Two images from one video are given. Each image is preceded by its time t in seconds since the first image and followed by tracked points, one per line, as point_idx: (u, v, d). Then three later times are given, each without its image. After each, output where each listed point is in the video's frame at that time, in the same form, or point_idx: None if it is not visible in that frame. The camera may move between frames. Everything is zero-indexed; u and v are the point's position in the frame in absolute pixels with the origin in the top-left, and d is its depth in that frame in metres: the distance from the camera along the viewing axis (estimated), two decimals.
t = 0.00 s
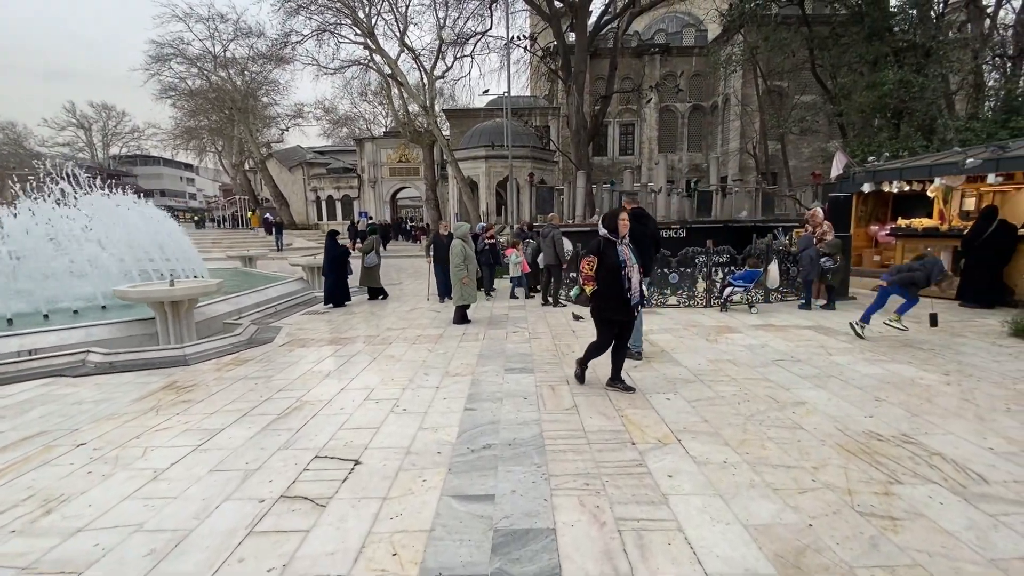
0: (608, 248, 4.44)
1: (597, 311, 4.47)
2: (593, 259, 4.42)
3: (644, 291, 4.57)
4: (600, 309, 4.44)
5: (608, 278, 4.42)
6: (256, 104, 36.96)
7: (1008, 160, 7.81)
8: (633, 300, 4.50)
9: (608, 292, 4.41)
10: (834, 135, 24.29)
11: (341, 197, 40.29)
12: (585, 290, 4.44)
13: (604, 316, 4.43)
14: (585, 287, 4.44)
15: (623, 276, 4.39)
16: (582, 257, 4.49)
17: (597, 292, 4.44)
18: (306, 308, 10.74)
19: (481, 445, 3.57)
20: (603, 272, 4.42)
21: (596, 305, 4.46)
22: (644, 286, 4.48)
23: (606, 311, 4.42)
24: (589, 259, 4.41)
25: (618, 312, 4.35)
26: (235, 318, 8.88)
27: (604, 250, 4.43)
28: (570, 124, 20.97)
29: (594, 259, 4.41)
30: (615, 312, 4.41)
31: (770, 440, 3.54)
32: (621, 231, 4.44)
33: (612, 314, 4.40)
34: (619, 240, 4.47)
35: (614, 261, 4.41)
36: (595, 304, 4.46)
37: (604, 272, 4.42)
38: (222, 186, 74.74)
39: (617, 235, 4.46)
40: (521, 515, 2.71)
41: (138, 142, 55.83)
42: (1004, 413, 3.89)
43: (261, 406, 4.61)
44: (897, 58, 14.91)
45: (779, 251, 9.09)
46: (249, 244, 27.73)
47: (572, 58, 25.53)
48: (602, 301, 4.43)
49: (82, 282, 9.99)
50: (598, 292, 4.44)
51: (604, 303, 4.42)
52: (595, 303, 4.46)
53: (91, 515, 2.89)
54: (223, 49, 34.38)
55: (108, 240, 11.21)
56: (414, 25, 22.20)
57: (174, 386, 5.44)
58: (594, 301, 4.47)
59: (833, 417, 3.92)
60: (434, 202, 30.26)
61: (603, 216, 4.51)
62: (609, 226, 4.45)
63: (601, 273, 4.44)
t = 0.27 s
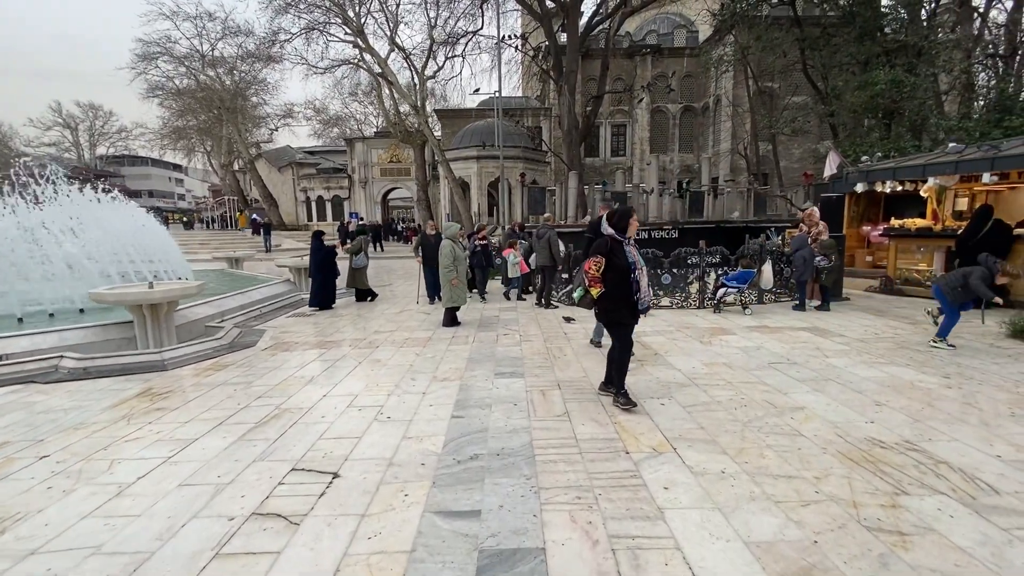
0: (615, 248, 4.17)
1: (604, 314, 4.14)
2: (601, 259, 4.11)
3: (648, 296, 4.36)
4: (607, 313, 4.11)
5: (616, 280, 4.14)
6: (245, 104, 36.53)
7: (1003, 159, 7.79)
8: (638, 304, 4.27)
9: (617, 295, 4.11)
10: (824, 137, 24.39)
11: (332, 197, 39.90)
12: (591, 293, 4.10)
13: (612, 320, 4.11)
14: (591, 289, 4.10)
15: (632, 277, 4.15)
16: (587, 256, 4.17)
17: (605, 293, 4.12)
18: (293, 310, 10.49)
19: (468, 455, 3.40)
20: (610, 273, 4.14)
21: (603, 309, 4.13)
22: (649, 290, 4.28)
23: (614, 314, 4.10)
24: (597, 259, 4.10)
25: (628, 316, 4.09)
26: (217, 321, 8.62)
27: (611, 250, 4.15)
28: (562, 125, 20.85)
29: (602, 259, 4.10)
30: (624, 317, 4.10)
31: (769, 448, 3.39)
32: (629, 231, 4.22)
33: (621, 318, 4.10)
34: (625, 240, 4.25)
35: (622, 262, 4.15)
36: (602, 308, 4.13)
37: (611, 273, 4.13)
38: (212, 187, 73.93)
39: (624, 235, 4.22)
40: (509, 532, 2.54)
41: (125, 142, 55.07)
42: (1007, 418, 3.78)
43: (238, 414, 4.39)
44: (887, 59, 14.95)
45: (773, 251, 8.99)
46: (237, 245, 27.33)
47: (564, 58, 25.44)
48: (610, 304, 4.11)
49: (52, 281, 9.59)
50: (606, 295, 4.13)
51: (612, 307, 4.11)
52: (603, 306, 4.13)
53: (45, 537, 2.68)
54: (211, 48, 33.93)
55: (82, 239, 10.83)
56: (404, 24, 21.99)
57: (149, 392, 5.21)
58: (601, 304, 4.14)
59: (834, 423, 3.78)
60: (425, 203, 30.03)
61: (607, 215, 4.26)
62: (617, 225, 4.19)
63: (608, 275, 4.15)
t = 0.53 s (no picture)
0: (629, 254, 3.94)
1: (621, 325, 3.86)
2: (618, 266, 3.83)
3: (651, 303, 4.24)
4: (625, 324, 3.85)
5: (630, 287, 3.90)
6: (234, 104, 36.07)
7: (1000, 161, 7.84)
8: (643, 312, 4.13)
9: (633, 304, 3.89)
10: (815, 139, 24.49)
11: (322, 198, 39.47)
12: (610, 303, 3.78)
13: (630, 331, 3.87)
14: (610, 298, 3.78)
15: (645, 285, 3.97)
16: (603, 263, 3.84)
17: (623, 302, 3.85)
18: (279, 314, 10.23)
19: (457, 473, 3.21)
20: (625, 280, 3.88)
21: (620, 319, 3.86)
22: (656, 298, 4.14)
23: (632, 324, 3.86)
24: (616, 265, 3.80)
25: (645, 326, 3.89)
26: (201, 326, 8.35)
27: (627, 256, 3.90)
28: (554, 126, 20.71)
29: (621, 266, 3.82)
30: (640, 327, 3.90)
31: (772, 464, 3.24)
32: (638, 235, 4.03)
33: (638, 329, 3.89)
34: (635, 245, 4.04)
35: (636, 268, 3.94)
36: (620, 318, 3.86)
37: (627, 280, 3.88)
38: (201, 188, 73.08)
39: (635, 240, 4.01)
40: (500, 561, 2.35)
41: (112, 142, 54.26)
42: (1014, 429, 3.67)
43: (215, 428, 4.17)
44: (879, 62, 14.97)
45: (769, 254, 8.89)
46: (225, 247, 26.89)
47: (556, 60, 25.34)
48: (627, 313, 3.86)
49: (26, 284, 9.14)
50: (625, 304, 3.85)
51: (629, 317, 3.87)
52: (621, 317, 3.85)
53: None
54: (199, 47, 33.47)
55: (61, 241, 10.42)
56: (395, 24, 21.76)
57: (124, 403, 4.96)
58: (619, 314, 3.85)
59: (837, 435, 3.64)
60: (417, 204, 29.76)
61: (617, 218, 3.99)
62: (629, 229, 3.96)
63: (624, 282, 3.88)
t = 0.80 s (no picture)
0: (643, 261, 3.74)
1: (640, 337, 3.62)
2: (638, 274, 3.59)
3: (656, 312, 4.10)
4: (644, 335, 3.63)
5: (645, 296, 3.70)
6: (221, 105, 35.58)
7: (991, 165, 7.86)
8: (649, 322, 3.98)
9: (649, 313, 3.69)
10: (803, 144, 24.69)
11: (311, 201, 39.00)
12: (632, 314, 3.52)
13: (648, 343, 3.66)
14: (632, 309, 3.51)
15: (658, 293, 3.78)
16: (621, 271, 3.58)
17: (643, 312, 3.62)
18: (263, 320, 9.97)
19: (444, 492, 3.03)
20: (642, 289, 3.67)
21: (639, 331, 3.62)
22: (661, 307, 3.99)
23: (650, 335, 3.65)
24: (636, 273, 3.56)
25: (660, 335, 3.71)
26: (181, 333, 8.08)
27: (642, 263, 3.68)
28: (545, 130, 20.62)
29: (640, 274, 3.59)
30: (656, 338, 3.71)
31: (773, 480, 3.11)
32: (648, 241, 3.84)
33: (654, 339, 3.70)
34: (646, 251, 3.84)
35: (649, 275, 3.73)
36: (639, 329, 3.62)
37: (644, 289, 3.67)
38: (188, 190, 72.17)
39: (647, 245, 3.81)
40: None
41: (97, 143, 53.40)
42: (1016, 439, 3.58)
43: (188, 443, 3.93)
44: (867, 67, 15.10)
45: (760, 259, 8.83)
46: (212, 250, 26.43)
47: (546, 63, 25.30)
48: (646, 324, 3.64)
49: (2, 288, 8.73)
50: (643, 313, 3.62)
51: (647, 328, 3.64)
52: (640, 328, 3.62)
53: None
54: (185, 47, 33.01)
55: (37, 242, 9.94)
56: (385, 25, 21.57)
57: (94, 415, 4.72)
58: (638, 325, 3.61)
59: (838, 447, 3.52)
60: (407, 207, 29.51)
61: (628, 223, 3.76)
62: (642, 235, 3.75)
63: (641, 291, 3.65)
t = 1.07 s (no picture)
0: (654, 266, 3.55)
1: (652, 347, 3.44)
2: (648, 280, 3.41)
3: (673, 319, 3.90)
4: (657, 344, 3.45)
5: (657, 303, 3.51)
6: (207, 106, 35.05)
7: (980, 169, 7.87)
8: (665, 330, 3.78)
9: (662, 321, 3.51)
10: (791, 148, 24.87)
11: (298, 203, 38.54)
12: (643, 322, 3.35)
13: (661, 353, 3.48)
14: (642, 317, 3.33)
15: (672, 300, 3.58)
16: (631, 277, 3.42)
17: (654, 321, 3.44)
18: (245, 325, 9.71)
19: (426, 511, 2.85)
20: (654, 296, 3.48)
21: (651, 340, 3.44)
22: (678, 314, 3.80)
23: (662, 345, 3.47)
24: (645, 279, 3.38)
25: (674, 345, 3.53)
26: (158, 339, 7.79)
27: (653, 269, 3.49)
28: (535, 132, 20.54)
29: (650, 280, 3.41)
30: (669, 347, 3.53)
31: (772, 494, 2.97)
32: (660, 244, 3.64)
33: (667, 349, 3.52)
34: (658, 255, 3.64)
35: (661, 282, 3.54)
36: (651, 339, 3.45)
37: (656, 296, 3.49)
38: (174, 192, 71.17)
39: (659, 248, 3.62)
40: None
41: (79, 143, 52.42)
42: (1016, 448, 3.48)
43: (156, 458, 3.70)
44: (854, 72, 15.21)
45: (751, 263, 8.75)
46: (196, 253, 25.96)
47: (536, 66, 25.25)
48: (658, 334, 3.46)
49: None
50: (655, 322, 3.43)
51: (659, 337, 3.46)
52: (652, 337, 3.44)
53: None
54: (170, 47, 32.48)
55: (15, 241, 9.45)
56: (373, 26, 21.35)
57: (58, 427, 4.46)
58: (650, 335, 3.43)
59: (836, 458, 3.40)
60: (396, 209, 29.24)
61: (638, 226, 3.58)
62: (652, 238, 3.56)
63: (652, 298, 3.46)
